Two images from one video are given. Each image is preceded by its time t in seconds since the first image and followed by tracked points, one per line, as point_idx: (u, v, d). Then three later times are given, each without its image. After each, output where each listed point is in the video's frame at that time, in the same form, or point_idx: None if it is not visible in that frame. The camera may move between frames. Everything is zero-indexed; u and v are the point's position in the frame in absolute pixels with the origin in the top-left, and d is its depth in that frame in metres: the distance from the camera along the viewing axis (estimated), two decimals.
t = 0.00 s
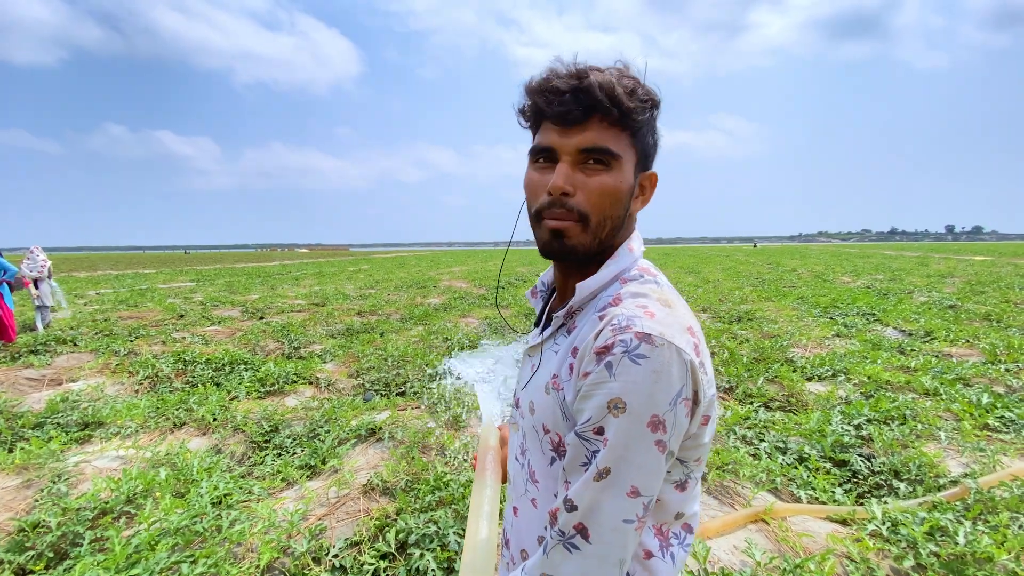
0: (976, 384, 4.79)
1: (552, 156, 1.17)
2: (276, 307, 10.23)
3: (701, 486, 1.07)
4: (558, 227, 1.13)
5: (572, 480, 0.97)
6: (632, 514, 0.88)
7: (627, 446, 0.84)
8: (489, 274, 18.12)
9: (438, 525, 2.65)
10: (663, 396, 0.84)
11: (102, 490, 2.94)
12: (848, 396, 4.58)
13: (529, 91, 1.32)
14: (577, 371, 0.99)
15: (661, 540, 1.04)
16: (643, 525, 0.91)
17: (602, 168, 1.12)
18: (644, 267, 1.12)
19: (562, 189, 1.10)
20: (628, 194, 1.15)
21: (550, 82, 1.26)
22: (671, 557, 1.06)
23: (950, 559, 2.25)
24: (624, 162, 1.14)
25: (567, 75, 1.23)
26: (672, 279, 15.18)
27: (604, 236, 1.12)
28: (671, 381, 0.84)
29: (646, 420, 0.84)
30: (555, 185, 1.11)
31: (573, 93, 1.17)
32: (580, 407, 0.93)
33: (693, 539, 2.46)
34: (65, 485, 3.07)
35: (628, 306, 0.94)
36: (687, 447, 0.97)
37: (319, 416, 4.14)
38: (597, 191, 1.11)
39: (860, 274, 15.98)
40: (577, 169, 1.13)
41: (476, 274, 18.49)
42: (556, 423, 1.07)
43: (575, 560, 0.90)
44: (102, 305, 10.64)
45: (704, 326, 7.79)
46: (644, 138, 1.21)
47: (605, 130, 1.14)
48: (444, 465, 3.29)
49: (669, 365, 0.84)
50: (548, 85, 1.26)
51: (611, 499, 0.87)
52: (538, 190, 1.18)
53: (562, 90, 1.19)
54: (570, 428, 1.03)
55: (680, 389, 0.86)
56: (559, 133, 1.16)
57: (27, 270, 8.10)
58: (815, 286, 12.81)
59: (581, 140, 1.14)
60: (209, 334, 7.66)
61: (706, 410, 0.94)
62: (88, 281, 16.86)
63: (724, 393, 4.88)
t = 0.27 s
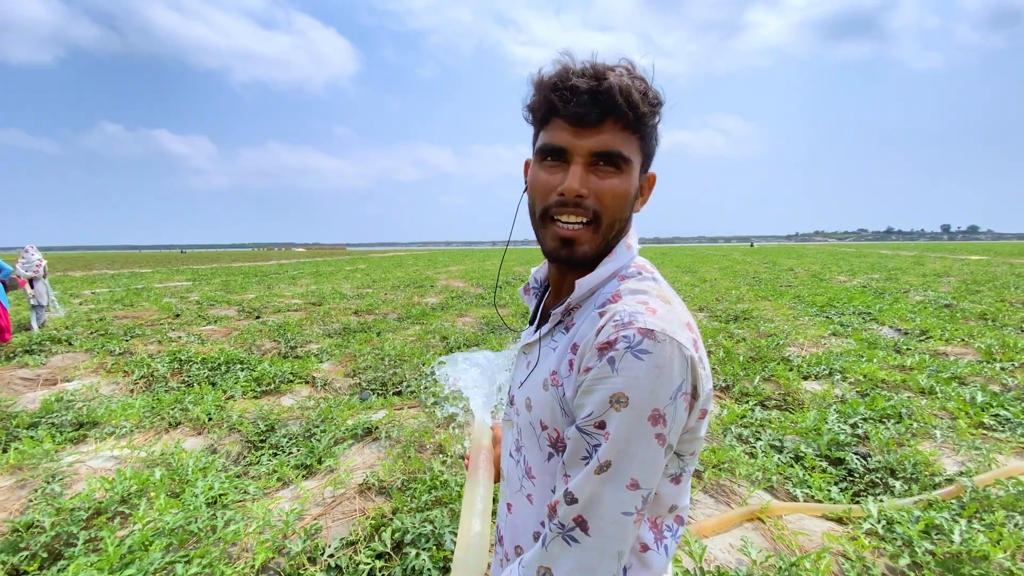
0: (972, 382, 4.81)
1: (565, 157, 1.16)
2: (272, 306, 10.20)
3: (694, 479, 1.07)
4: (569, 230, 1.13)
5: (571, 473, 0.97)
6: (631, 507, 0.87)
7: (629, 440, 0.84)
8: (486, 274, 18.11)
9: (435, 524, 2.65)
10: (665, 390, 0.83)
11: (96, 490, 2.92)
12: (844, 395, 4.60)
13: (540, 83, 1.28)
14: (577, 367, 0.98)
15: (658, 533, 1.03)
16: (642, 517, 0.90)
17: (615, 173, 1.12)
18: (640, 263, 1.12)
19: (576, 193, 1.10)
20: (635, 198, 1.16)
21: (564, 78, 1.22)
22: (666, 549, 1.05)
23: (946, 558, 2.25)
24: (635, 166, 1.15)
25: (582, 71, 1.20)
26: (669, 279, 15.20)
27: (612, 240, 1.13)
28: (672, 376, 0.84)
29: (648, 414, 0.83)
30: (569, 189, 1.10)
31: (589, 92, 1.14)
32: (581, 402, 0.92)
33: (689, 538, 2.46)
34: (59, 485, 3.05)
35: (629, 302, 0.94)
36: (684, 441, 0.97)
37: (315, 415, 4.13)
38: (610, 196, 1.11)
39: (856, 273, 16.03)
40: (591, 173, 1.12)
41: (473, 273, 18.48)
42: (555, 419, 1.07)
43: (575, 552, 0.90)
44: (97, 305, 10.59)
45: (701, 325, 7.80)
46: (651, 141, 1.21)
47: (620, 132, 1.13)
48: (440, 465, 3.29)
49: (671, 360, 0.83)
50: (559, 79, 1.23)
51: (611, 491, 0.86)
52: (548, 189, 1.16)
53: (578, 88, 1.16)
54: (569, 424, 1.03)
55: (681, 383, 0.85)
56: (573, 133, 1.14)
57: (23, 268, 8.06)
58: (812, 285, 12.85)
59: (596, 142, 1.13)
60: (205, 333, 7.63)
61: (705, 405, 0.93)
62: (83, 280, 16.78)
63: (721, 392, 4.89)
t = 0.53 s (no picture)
0: (968, 380, 4.82)
1: (563, 144, 1.15)
2: (269, 306, 10.17)
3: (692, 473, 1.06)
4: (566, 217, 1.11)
5: (569, 465, 0.96)
6: (629, 497, 0.86)
7: (627, 430, 0.83)
8: (484, 273, 18.09)
9: (431, 523, 2.64)
10: (662, 380, 0.83)
11: (90, 491, 2.89)
12: (841, 393, 4.60)
13: (539, 73, 1.27)
14: (574, 359, 0.97)
15: (656, 527, 1.03)
16: (640, 509, 0.90)
17: (613, 161, 1.11)
18: (636, 256, 1.11)
19: (573, 180, 1.09)
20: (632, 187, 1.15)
21: (563, 66, 1.22)
22: (664, 544, 1.05)
23: (943, 555, 2.26)
24: (632, 156, 1.14)
25: (581, 61, 1.20)
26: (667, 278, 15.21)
27: (608, 228, 1.11)
28: (670, 366, 0.83)
29: (645, 403, 0.83)
30: (566, 175, 1.09)
31: (588, 80, 1.14)
32: (579, 393, 0.92)
33: (686, 536, 2.45)
34: (53, 486, 3.02)
35: (626, 293, 0.93)
36: (681, 433, 0.96)
37: (311, 415, 4.11)
38: (606, 183, 1.09)
39: (853, 272, 16.08)
40: (588, 160, 1.11)
41: (470, 272, 18.45)
42: (552, 413, 1.06)
43: (572, 544, 0.89)
44: (93, 305, 10.52)
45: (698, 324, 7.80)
46: (648, 133, 1.21)
47: (618, 121, 1.12)
48: (436, 464, 3.28)
49: (668, 350, 0.83)
50: (558, 68, 1.23)
51: (609, 482, 0.85)
52: (546, 177, 1.15)
53: (577, 77, 1.15)
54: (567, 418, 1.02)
55: (678, 373, 0.85)
56: (571, 121, 1.14)
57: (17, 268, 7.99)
58: (808, 283, 12.90)
59: (593, 130, 1.12)
60: (201, 333, 7.60)
61: (702, 395, 0.93)
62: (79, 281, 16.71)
63: (718, 391, 4.89)
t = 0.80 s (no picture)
0: (964, 378, 4.85)
1: (566, 140, 1.16)
2: (266, 307, 10.15)
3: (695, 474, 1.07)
4: (570, 211, 1.12)
5: (574, 466, 0.97)
6: (634, 498, 0.87)
7: (633, 430, 0.84)
8: (482, 273, 18.11)
9: (432, 524, 2.64)
10: (668, 381, 0.83)
11: (89, 494, 2.89)
12: (838, 391, 4.63)
13: (544, 74, 1.29)
14: (580, 360, 0.98)
15: (660, 528, 1.03)
16: (644, 509, 0.90)
17: (616, 157, 1.12)
18: (639, 257, 1.12)
19: (576, 174, 1.09)
20: (634, 185, 1.16)
21: (568, 67, 1.24)
22: (668, 544, 1.05)
23: (940, 552, 2.27)
24: (634, 154, 1.15)
25: (586, 62, 1.22)
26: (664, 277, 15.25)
27: (610, 224, 1.11)
28: (675, 368, 0.84)
29: (651, 404, 0.83)
30: (569, 169, 1.10)
31: (593, 79, 1.16)
32: (584, 395, 0.92)
33: (686, 535, 2.46)
34: (51, 489, 3.01)
35: (631, 295, 0.94)
36: (686, 434, 0.97)
37: (310, 417, 4.11)
38: (609, 178, 1.10)
39: (850, 271, 16.15)
40: (591, 155, 1.12)
41: (468, 273, 18.45)
42: (557, 415, 1.06)
43: (577, 544, 0.90)
44: (89, 307, 10.48)
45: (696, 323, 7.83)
46: (649, 133, 1.22)
47: (621, 119, 1.14)
48: (436, 465, 3.28)
49: (674, 351, 0.83)
50: (563, 68, 1.25)
51: (615, 482, 0.86)
52: (550, 172, 1.16)
53: (582, 75, 1.17)
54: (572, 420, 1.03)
55: (684, 374, 0.85)
56: (575, 118, 1.15)
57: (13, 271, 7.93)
58: (806, 282, 12.94)
59: (597, 126, 1.13)
60: (199, 335, 7.58)
61: (706, 397, 0.94)
62: (75, 283, 16.64)
63: (716, 390, 4.91)
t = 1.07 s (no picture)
0: (962, 377, 4.87)
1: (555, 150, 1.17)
2: (265, 310, 10.15)
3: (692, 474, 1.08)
4: (561, 219, 1.13)
5: (570, 465, 0.98)
6: (629, 496, 0.88)
7: (627, 430, 0.85)
8: (481, 275, 18.13)
9: (431, 525, 2.65)
10: (662, 381, 0.84)
11: (89, 497, 2.89)
12: (836, 391, 4.64)
13: (532, 84, 1.31)
14: (576, 362, 0.99)
15: (657, 527, 1.04)
16: (640, 508, 0.91)
17: (604, 164, 1.13)
18: (635, 260, 1.13)
19: (565, 183, 1.11)
20: (626, 189, 1.17)
21: (554, 76, 1.25)
22: (665, 544, 1.06)
23: (937, 550, 2.29)
24: (624, 159, 1.16)
25: (572, 71, 1.23)
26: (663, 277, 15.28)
27: (604, 230, 1.13)
28: (669, 369, 0.85)
29: (646, 405, 0.84)
30: (558, 178, 1.12)
31: (577, 88, 1.17)
32: (581, 395, 0.93)
33: (685, 535, 2.47)
34: (51, 493, 3.01)
35: (627, 297, 0.95)
36: (682, 434, 0.98)
37: (310, 419, 4.11)
38: (599, 185, 1.12)
39: (848, 270, 16.20)
40: (580, 163, 1.13)
41: (467, 274, 18.47)
42: (554, 416, 1.08)
43: (573, 542, 0.91)
44: (88, 310, 10.46)
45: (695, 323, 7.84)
46: (640, 136, 1.23)
47: (609, 126, 1.15)
48: (436, 467, 3.29)
49: (668, 353, 0.84)
50: (550, 77, 1.26)
51: (610, 481, 0.87)
52: (540, 182, 1.17)
53: (566, 85, 1.18)
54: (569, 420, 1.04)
55: (678, 375, 0.86)
56: (563, 128, 1.16)
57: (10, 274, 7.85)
58: (804, 282, 12.97)
59: (584, 135, 1.14)
60: (198, 337, 7.58)
61: (701, 398, 0.95)
62: (73, 286, 16.62)
63: (715, 390, 4.92)
